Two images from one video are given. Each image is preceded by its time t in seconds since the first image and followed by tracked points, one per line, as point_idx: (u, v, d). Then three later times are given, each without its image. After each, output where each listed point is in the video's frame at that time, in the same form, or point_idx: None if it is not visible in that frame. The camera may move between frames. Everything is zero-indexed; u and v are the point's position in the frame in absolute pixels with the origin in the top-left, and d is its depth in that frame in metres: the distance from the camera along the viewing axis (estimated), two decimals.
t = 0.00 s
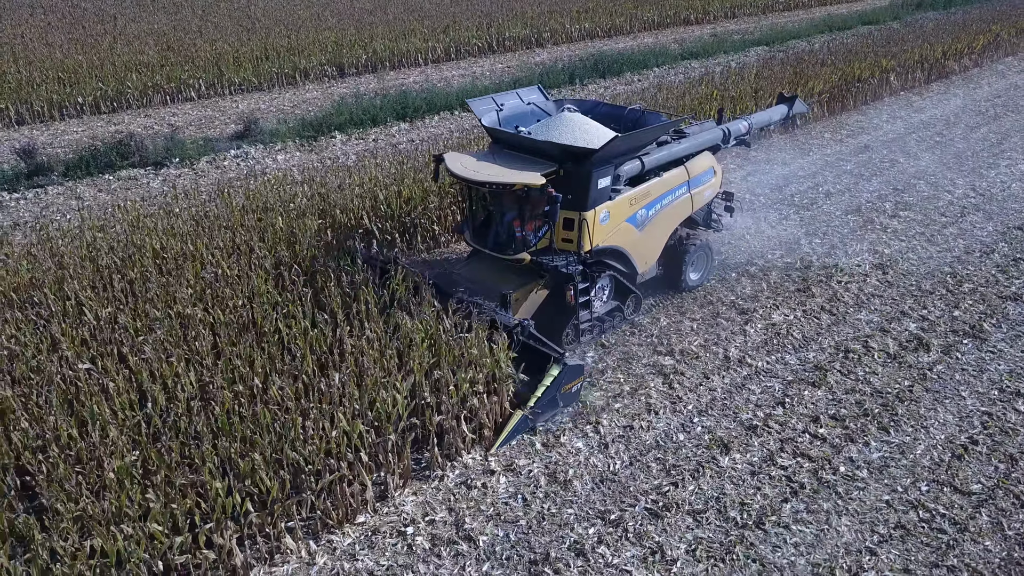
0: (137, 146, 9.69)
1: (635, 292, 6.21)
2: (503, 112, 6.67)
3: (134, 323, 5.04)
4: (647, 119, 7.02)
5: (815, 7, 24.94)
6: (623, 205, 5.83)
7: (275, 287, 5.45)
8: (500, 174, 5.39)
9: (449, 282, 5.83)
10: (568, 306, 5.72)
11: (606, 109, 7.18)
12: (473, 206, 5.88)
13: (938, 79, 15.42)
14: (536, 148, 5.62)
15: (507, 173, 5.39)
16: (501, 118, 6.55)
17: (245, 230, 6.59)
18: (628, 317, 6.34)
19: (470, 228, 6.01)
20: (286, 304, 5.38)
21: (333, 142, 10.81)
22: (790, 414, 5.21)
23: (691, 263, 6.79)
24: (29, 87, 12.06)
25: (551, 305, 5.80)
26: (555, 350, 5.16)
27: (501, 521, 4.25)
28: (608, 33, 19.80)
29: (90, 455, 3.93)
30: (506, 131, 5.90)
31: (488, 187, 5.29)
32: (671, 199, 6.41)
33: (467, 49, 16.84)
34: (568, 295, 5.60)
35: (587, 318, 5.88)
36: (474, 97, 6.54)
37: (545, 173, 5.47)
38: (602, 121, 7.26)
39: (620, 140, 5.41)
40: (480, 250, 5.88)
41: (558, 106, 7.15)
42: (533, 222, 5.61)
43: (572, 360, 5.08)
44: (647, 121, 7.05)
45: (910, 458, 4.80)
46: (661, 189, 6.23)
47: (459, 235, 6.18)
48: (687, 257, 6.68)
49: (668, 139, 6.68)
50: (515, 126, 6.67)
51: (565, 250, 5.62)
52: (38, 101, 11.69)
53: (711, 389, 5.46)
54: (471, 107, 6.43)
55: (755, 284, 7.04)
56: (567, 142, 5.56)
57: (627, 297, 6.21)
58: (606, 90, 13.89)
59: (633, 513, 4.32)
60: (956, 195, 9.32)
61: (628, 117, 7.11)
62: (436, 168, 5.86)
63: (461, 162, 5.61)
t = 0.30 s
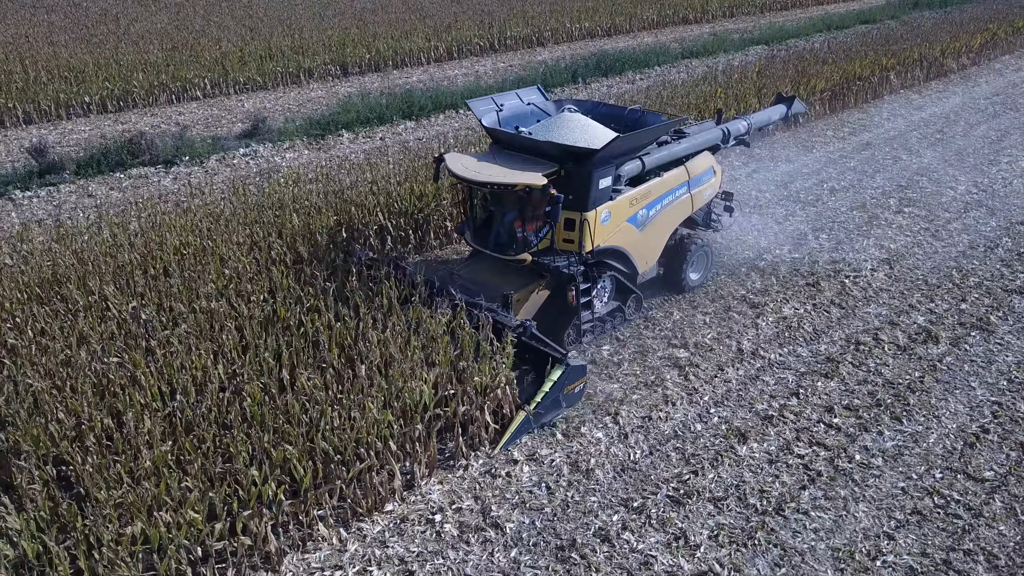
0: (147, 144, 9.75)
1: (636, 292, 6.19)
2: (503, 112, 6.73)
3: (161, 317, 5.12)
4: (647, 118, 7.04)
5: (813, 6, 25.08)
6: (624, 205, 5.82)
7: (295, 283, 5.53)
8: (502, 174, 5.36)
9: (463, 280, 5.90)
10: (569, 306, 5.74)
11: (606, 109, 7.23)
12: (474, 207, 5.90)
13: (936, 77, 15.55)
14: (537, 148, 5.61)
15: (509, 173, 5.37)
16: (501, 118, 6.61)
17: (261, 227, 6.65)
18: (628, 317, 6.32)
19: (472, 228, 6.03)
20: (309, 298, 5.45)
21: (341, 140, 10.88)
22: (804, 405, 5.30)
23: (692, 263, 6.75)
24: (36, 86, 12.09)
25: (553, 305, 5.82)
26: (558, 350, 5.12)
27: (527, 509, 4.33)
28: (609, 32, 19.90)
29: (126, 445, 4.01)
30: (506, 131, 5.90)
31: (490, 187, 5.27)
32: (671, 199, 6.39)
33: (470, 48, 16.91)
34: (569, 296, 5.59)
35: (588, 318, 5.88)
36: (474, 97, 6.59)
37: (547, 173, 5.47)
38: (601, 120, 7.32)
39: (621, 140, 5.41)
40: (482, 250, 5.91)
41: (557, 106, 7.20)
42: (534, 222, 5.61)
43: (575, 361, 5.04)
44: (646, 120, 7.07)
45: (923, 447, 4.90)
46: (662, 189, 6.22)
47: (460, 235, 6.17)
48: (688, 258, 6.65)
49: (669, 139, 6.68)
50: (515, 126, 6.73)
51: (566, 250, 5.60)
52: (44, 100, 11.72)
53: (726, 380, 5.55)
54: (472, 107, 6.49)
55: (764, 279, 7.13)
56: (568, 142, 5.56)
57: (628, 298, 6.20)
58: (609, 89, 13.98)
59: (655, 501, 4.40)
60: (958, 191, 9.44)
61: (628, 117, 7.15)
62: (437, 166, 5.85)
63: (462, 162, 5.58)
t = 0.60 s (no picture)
0: (158, 144, 9.80)
1: (639, 293, 6.20)
2: (504, 113, 6.76)
3: (186, 312, 5.18)
4: (648, 119, 7.06)
5: (810, 6, 25.20)
6: (626, 206, 5.83)
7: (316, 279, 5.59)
8: (506, 176, 5.39)
9: (480, 276, 5.97)
10: (573, 307, 5.71)
11: (606, 111, 7.26)
12: (477, 208, 5.92)
13: (936, 75, 15.67)
14: (540, 150, 5.66)
15: (512, 175, 5.40)
16: (502, 120, 6.64)
17: (278, 226, 6.72)
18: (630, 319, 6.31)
19: (473, 229, 6.04)
20: (330, 293, 5.52)
21: (348, 140, 10.94)
22: (820, 397, 5.39)
23: (693, 264, 6.76)
24: (44, 86, 12.13)
25: (556, 306, 5.81)
26: (563, 351, 5.08)
27: (553, 499, 4.40)
28: (610, 32, 19.99)
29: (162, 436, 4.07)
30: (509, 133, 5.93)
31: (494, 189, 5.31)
32: (673, 200, 6.40)
33: (472, 48, 16.98)
34: (573, 297, 5.58)
35: (592, 320, 5.82)
36: (475, 98, 6.65)
37: (549, 174, 5.50)
38: (602, 121, 7.35)
39: (624, 141, 5.44)
40: (484, 251, 5.93)
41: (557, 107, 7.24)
42: (537, 223, 5.58)
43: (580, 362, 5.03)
44: (647, 121, 7.09)
45: (937, 437, 4.99)
46: (663, 190, 6.23)
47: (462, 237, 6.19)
48: (689, 258, 6.65)
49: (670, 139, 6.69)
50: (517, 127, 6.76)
51: (569, 251, 5.60)
52: (52, 100, 11.75)
53: (742, 373, 5.65)
54: (473, 108, 6.51)
55: (775, 275, 7.22)
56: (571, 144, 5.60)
57: (631, 299, 6.20)
58: (612, 88, 14.07)
59: (678, 490, 4.49)
60: (962, 188, 9.55)
61: (629, 118, 7.17)
62: (439, 169, 5.91)
63: (464, 164, 5.64)
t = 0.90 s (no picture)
0: (170, 143, 9.85)
1: (643, 296, 6.16)
2: (507, 115, 6.73)
3: (213, 307, 5.22)
4: (652, 120, 6.99)
5: (810, 6, 25.31)
6: (631, 208, 5.76)
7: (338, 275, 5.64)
8: (510, 178, 5.29)
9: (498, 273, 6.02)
10: (578, 310, 5.67)
11: (610, 112, 7.23)
12: (479, 209, 5.80)
13: (937, 75, 15.77)
14: (544, 151, 5.55)
15: (516, 177, 5.30)
16: (506, 121, 6.62)
17: (296, 224, 6.77)
18: (636, 321, 6.25)
19: (475, 231, 5.94)
20: (352, 289, 5.56)
21: (357, 138, 11.00)
22: (837, 390, 5.47)
23: (698, 266, 6.72)
24: (52, 85, 12.16)
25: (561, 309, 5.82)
26: (568, 356, 5.03)
27: (580, 491, 4.47)
28: (612, 31, 20.06)
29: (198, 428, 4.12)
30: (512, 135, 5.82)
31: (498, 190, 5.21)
32: (677, 202, 6.33)
33: (476, 47, 17.04)
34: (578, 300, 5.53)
35: (596, 322, 5.83)
36: (479, 100, 6.63)
37: (554, 176, 5.38)
38: (606, 122, 7.32)
39: (630, 142, 5.36)
40: (487, 254, 5.82)
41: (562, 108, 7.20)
42: (541, 227, 5.55)
43: (586, 367, 4.98)
44: (651, 123, 7.02)
45: (954, 429, 5.07)
46: (668, 192, 6.16)
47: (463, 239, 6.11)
48: (693, 261, 6.61)
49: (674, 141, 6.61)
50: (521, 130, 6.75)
51: (573, 254, 5.59)
52: (60, 100, 11.80)
53: (760, 367, 5.72)
54: (476, 111, 6.48)
55: (788, 272, 7.29)
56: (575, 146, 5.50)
57: (635, 302, 6.15)
58: (617, 87, 14.14)
59: (703, 481, 4.57)
60: (968, 185, 9.63)
61: (633, 120, 7.14)
62: (442, 171, 5.82)
63: (466, 165, 5.53)
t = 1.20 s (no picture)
0: (181, 142, 9.87)
1: (648, 299, 6.12)
2: (511, 117, 6.84)
3: (238, 304, 5.26)
4: (657, 122, 7.03)
5: (809, 5, 25.40)
6: (637, 211, 5.76)
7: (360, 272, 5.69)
8: (515, 181, 5.32)
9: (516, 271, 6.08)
10: (585, 314, 5.67)
11: (615, 114, 7.32)
12: (485, 213, 5.82)
13: (939, 74, 15.88)
14: (549, 154, 5.60)
15: (521, 180, 5.34)
16: (509, 124, 6.70)
17: (314, 223, 6.82)
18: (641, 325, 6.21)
19: (482, 235, 5.95)
20: (374, 286, 5.61)
21: (366, 138, 11.04)
22: (856, 384, 5.54)
23: (702, 268, 6.67)
24: (59, 85, 12.17)
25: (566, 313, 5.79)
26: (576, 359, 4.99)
27: (608, 484, 4.53)
28: (614, 30, 20.14)
29: (233, 423, 4.17)
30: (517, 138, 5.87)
31: (504, 194, 5.25)
32: (683, 204, 6.33)
33: (479, 47, 17.08)
34: (584, 303, 5.55)
35: (603, 326, 5.84)
36: (483, 103, 6.72)
37: (560, 178, 5.45)
38: (611, 124, 7.40)
39: (635, 145, 5.39)
40: (493, 258, 5.81)
41: (565, 110, 7.27)
42: (547, 229, 5.54)
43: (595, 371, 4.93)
44: (656, 125, 7.07)
45: (973, 422, 5.14)
46: (674, 194, 6.16)
47: (469, 242, 6.11)
48: (699, 263, 6.57)
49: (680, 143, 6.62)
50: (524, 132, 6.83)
51: (579, 257, 5.56)
52: (69, 100, 11.81)
53: (778, 362, 5.79)
54: (481, 113, 6.59)
55: (801, 268, 7.36)
56: (580, 148, 5.56)
57: (641, 304, 6.11)
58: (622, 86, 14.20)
59: (728, 474, 4.63)
60: (974, 183, 9.72)
61: (638, 122, 7.21)
62: (447, 173, 5.84)
63: (472, 168, 5.57)
